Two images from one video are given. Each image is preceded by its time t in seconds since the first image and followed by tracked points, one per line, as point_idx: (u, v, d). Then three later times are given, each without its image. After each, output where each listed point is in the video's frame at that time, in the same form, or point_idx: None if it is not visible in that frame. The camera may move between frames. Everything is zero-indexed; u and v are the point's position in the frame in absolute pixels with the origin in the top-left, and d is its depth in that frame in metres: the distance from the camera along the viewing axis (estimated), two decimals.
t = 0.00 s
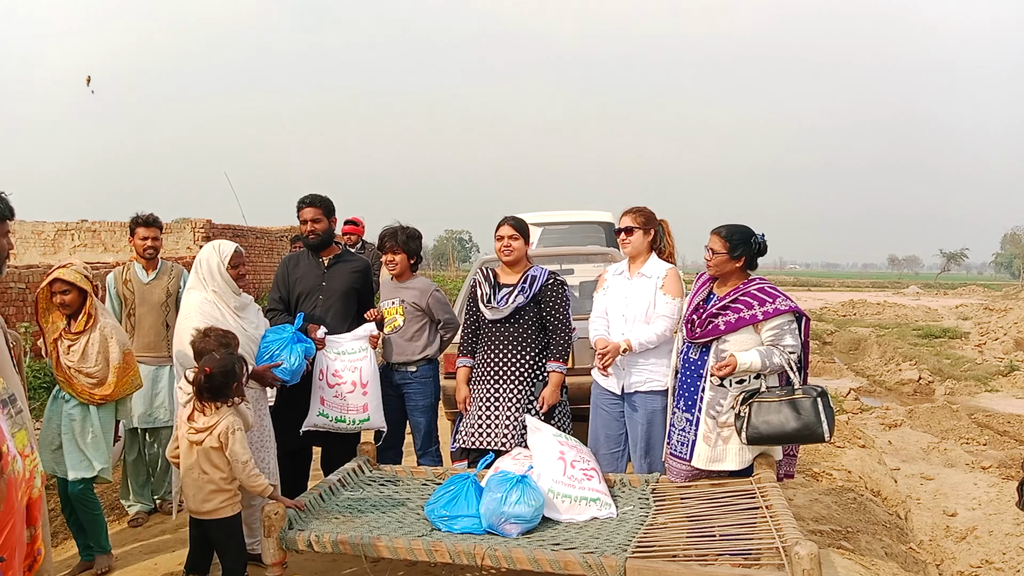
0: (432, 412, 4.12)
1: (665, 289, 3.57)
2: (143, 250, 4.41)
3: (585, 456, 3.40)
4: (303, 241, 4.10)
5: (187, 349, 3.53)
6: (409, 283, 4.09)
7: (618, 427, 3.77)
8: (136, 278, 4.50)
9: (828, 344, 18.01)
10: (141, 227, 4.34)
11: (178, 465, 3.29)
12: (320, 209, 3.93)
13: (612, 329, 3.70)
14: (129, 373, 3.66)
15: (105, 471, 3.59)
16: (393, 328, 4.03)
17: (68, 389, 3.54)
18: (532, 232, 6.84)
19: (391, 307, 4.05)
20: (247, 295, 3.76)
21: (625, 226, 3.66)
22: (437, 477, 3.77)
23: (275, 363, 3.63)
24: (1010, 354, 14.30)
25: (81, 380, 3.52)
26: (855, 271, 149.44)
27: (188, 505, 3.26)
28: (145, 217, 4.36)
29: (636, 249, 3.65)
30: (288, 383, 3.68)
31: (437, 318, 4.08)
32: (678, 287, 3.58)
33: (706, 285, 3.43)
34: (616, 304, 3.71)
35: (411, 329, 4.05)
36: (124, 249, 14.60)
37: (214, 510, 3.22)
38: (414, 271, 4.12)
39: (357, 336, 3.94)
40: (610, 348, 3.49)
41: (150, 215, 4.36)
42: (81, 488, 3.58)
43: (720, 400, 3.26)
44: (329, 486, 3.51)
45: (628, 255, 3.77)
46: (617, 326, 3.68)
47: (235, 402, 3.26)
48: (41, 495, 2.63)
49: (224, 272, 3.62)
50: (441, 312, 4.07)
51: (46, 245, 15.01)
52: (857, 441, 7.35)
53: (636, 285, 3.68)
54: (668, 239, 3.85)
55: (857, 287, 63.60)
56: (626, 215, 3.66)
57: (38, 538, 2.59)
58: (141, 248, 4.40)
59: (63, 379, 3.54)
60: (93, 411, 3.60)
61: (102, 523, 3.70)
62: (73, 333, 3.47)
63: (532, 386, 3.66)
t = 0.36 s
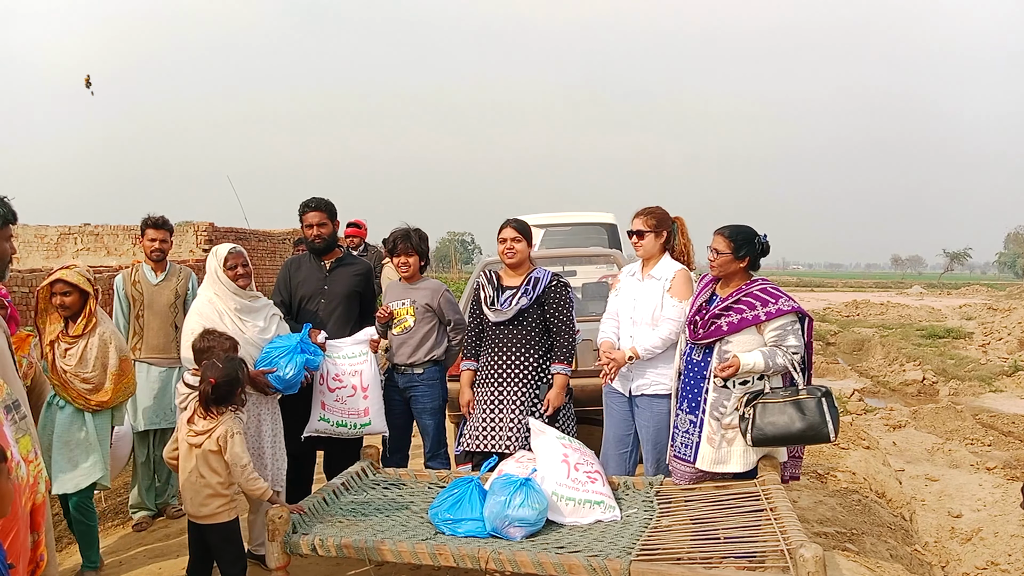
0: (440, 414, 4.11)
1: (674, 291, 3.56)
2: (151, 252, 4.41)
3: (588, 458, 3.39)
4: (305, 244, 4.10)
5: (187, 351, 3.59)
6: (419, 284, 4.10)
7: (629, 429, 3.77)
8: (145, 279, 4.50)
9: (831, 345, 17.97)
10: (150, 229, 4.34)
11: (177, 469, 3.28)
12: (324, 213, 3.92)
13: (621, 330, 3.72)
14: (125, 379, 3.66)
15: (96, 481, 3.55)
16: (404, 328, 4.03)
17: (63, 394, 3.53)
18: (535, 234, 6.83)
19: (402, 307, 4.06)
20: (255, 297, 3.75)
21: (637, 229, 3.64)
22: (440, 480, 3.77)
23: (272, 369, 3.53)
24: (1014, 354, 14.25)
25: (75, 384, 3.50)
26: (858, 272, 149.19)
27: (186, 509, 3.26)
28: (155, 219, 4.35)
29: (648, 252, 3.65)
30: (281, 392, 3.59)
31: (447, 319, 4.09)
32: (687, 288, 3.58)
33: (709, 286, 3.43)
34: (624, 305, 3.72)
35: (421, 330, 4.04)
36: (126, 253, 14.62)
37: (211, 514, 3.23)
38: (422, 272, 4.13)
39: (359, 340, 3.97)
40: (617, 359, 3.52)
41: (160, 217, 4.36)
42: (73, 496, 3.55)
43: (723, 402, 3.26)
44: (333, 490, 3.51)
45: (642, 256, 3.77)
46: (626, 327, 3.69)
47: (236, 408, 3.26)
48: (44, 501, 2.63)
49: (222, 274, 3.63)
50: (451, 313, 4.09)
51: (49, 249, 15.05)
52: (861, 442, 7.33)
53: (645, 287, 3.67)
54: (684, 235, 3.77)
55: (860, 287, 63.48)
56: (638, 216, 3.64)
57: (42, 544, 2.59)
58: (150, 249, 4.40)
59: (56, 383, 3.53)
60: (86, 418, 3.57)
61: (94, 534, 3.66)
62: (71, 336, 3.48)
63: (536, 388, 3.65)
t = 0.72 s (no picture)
0: (445, 410, 4.13)
1: (673, 289, 3.56)
2: (163, 250, 4.44)
3: (592, 453, 3.40)
4: (311, 241, 4.11)
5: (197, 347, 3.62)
6: (425, 280, 4.11)
7: (628, 423, 3.78)
8: (157, 277, 4.52)
9: (836, 341, 17.94)
10: (161, 228, 4.36)
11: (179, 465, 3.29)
12: (330, 210, 3.93)
13: (620, 326, 3.77)
14: (137, 374, 3.68)
15: (111, 477, 3.56)
16: (408, 323, 4.04)
17: (75, 390, 3.51)
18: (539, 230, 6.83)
19: (408, 303, 4.05)
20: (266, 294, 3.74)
21: (638, 227, 3.63)
22: (445, 475, 3.79)
23: (280, 367, 3.56)
24: (1020, 350, 14.20)
25: (91, 381, 3.50)
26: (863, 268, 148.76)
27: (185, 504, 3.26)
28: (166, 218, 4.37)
29: (651, 251, 3.64)
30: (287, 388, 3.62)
31: (451, 316, 4.09)
32: (686, 288, 3.56)
33: (714, 282, 3.43)
34: (623, 300, 3.75)
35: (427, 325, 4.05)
36: (132, 251, 14.67)
37: (212, 509, 3.24)
38: (426, 268, 4.13)
39: (363, 339, 3.97)
40: (621, 367, 3.59)
41: (171, 215, 4.38)
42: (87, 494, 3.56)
43: (727, 397, 3.25)
44: (337, 485, 3.52)
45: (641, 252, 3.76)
46: (623, 324, 3.73)
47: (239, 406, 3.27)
48: (51, 496, 2.65)
49: (232, 273, 3.66)
50: (454, 308, 4.08)
51: (54, 248, 15.11)
52: (865, 438, 7.32)
53: (644, 282, 3.69)
54: (683, 228, 3.80)
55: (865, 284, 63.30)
56: (642, 215, 3.61)
57: (48, 539, 2.61)
58: (161, 248, 4.42)
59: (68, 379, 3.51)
60: (99, 414, 3.57)
61: (103, 531, 3.65)
62: (85, 332, 3.47)
63: (539, 384, 3.66)
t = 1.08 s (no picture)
0: (435, 403, 4.12)
1: (651, 284, 3.54)
2: (153, 244, 4.36)
3: (584, 447, 3.40)
4: (304, 233, 4.09)
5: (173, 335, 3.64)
6: (414, 274, 4.09)
7: (610, 418, 3.79)
8: (151, 270, 4.46)
9: (828, 337, 18.02)
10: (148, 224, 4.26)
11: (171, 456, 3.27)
12: (323, 202, 3.91)
13: (598, 321, 3.76)
14: (131, 368, 3.66)
15: (102, 471, 3.54)
16: (398, 317, 4.04)
17: (68, 381, 3.47)
18: (532, 224, 6.81)
19: (401, 296, 4.04)
20: (239, 283, 3.72)
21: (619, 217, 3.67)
22: (436, 469, 3.78)
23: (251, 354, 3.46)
24: (1010, 347, 14.29)
25: (84, 373, 3.47)
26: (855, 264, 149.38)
27: (177, 498, 3.26)
28: (153, 213, 4.26)
29: (625, 241, 3.67)
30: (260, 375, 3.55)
31: (442, 307, 4.06)
32: (665, 282, 3.54)
33: (706, 278, 3.43)
34: (601, 294, 3.74)
35: (416, 320, 4.04)
36: (123, 242, 14.57)
37: (202, 503, 3.23)
38: (417, 261, 4.11)
39: (354, 332, 3.95)
40: (603, 360, 3.56)
41: (157, 210, 4.26)
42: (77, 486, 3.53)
43: (720, 392, 3.26)
44: (328, 479, 3.51)
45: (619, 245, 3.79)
46: (603, 319, 3.72)
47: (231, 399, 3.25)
48: (40, 488, 2.63)
49: (206, 263, 3.66)
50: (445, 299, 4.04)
51: (45, 238, 15.00)
52: (856, 434, 7.35)
53: (623, 276, 3.69)
54: (663, 231, 3.81)
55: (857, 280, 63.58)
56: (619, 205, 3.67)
57: (38, 531, 2.60)
58: (151, 242, 4.35)
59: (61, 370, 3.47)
60: (90, 407, 3.54)
61: (94, 522, 3.64)
62: (82, 324, 3.43)
63: (531, 378, 3.65)
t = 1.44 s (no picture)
0: (432, 403, 4.11)
1: (640, 280, 3.60)
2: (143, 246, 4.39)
3: (582, 448, 3.39)
4: (301, 233, 4.08)
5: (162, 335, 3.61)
6: (409, 274, 4.09)
7: (605, 420, 3.78)
8: (142, 270, 4.48)
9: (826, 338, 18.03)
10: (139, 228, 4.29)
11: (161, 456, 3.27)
12: (320, 202, 3.90)
13: (591, 324, 3.74)
14: (131, 368, 3.65)
15: (100, 471, 3.52)
16: (395, 317, 4.03)
17: (68, 381, 3.46)
18: (530, 224, 6.80)
19: (396, 296, 4.04)
20: (228, 282, 3.71)
21: (605, 215, 3.68)
22: (434, 469, 3.77)
23: (243, 351, 3.51)
24: (1007, 348, 14.33)
25: (84, 373, 3.45)
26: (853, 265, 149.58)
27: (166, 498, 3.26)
28: (141, 219, 4.26)
29: (614, 240, 3.68)
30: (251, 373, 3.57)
31: (437, 306, 4.05)
32: (653, 279, 3.62)
33: (703, 278, 3.43)
34: (590, 297, 3.74)
35: (411, 322, 4.03)
36: (121, 241, 14.54)
37: (189, 504, 3.22)
38: (414, 261, 4.10)
39: (351, 332, 3.95)
40: (603, 365, 3.58)
41: (144, 216, 4.25)
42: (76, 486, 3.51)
43: (717, 393, 3.26)
44: (325, 478, 3.50)
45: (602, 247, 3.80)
46: (595, 321, 3.71)
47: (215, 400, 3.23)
48: (36, 488, 2.63)
49: (193, 262, 3.63)
50: (444, 297, 4.05)
51: (42, 237, 14.96)
52: (854, 434, 7.36)
53: (611, 279, 3.70)
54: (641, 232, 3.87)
55: (854, 281, 63.67)
56: (605, 206, 3.69)
57: (34, 530, 2.59)
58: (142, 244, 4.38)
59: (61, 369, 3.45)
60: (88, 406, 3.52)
61: (92, 523, 3.61)
62: (82, 323, 3.40)
63: (528, 378, 3.65)
